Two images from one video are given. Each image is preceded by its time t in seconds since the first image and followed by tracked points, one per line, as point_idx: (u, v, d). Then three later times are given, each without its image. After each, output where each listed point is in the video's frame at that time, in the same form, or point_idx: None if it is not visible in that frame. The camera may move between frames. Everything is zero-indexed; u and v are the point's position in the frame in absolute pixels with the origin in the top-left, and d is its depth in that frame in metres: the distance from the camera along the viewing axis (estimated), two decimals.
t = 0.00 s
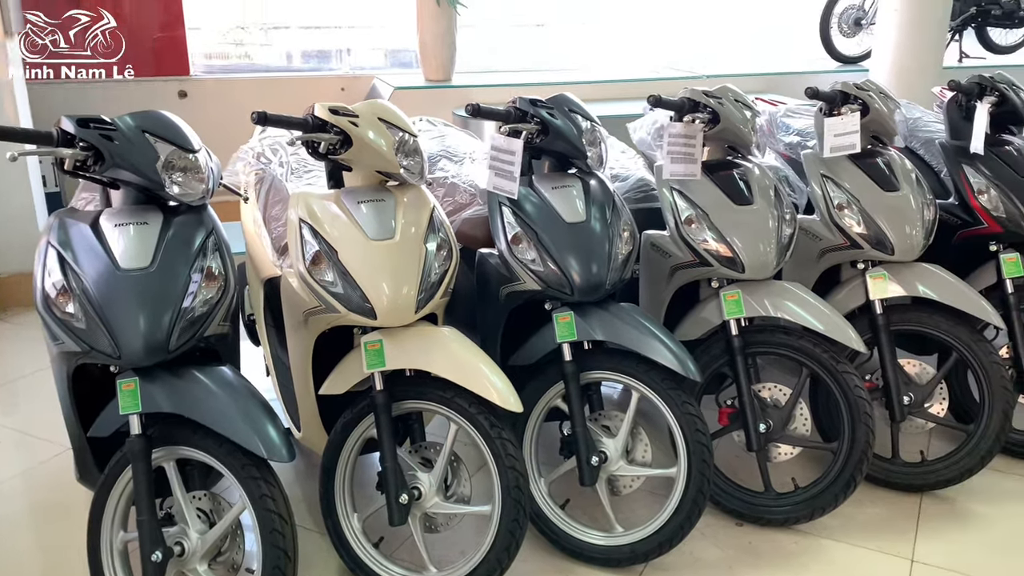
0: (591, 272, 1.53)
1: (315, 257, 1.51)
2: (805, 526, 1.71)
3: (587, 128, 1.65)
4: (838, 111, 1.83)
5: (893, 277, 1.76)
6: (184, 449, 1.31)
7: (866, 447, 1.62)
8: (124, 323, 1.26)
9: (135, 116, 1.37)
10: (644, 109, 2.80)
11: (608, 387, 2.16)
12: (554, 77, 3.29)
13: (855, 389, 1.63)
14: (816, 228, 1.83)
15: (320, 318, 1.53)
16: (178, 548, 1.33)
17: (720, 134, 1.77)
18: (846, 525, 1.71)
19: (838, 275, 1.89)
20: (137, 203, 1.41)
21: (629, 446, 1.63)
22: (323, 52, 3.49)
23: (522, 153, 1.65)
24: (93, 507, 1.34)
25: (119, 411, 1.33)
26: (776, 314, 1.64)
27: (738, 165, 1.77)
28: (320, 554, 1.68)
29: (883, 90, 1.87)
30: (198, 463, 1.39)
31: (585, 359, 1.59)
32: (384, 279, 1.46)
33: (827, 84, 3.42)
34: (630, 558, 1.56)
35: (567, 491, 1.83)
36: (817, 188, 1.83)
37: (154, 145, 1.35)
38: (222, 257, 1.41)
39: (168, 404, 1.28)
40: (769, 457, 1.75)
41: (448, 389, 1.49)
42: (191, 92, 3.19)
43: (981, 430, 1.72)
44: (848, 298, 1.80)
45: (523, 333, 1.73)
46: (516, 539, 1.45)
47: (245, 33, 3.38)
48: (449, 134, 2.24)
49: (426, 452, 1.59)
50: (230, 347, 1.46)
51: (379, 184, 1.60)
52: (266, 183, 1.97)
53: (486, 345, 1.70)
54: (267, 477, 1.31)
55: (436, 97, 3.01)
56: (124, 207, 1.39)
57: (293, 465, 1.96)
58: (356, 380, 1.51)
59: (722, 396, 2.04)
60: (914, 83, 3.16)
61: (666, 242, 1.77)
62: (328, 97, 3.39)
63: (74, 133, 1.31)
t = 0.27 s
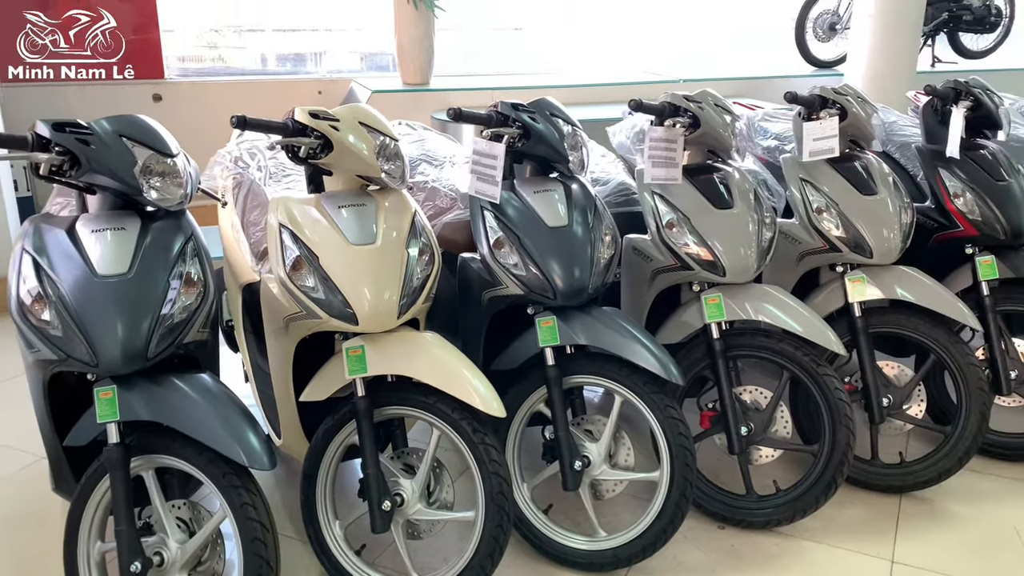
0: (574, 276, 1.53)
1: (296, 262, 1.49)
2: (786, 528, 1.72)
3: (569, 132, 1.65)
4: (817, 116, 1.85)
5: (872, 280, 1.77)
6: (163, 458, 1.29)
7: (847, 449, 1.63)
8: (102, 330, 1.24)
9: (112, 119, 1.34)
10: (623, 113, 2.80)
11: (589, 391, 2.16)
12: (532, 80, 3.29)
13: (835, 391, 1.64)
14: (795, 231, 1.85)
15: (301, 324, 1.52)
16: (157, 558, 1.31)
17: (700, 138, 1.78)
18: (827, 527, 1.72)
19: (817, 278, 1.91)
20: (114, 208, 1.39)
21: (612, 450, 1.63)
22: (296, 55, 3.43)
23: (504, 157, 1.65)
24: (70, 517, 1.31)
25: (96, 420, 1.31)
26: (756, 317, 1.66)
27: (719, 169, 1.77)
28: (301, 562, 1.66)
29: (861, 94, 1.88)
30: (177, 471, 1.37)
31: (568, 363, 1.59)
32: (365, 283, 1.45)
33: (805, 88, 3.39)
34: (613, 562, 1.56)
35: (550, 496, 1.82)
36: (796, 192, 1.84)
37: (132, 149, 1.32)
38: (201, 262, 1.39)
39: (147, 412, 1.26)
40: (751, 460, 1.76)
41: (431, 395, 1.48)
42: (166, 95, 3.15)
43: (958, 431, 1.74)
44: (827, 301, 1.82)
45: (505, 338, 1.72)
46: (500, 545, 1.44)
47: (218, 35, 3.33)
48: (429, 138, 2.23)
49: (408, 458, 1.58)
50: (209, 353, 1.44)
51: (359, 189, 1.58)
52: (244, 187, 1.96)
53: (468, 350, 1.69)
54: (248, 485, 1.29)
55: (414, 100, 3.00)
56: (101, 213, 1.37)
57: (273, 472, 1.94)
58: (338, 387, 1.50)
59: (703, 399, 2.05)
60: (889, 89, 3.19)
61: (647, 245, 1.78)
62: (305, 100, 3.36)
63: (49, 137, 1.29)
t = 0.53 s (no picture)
0: (552, 281, 1.53)
1: (272, 269, 1.48)
2: (764, 530, 1.73)
3: (546, 137, 1.65)
4: (791, 121, 1.88)
5: (845, 283, 1.79)
6: (137, 468, 1.27)
7: (823, 452, 1.64)
8: (75, 339, 1.22)
9: (84, 125, 1.32)
10: (598, 117, 2.80)
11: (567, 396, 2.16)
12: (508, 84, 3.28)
13: (811, 394, 1.66)
14: (770, 235, 1.86)
15: (278, 331, 1.51)
16: (132, 570, 1.29)
17: (677, 143, 1.79)
18: (804, 529, 1.73)
19: (792, 281, 1.93)
20: (87, 215, 1.36)
21: (591, 454, 1.63)
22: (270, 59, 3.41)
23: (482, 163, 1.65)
24: (42, 530, 1.29)
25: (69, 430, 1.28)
26: (732, 320, 1.67)
27: (695, 174, 1.78)
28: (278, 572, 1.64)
29: (834, 100, 1.92)
30: (152, 482, 1.35)
31: (547, 368, 1.59)
32: (342, 289, 1.44)
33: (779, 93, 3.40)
34: (593, 567, 1.57)
35: (530, 501, 1.82)
36: (771, 196, 1.86)
37: (104, 156, 1.30)
38: (176, 270, 1.37)
39: (121, 421, 1.24)
40: (728, 463, 1.77)
41: (409, 402, 1.47)
42: (136, 99, 3.08)
43: (932, 432, 1.76)
44: (801, 304, 1.84)
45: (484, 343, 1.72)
46: (480, 552, 1.44)
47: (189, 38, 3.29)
48: (405, 140, 2.21)
49: (387, 465, 1.57)
50: (185, 362, 1.42)
51: (336, 195, 1.57)
52: (219, 193, 1.92)
53: (446, 356, 1.68)
54: (225, 495, 1.28)
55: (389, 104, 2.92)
56: (72, 220, 1.34)
57: (249, 481, 1.92)
58: (315, 395, 1.49)
59: (681, 403, 2.06)
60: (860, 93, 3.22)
61: (625, 250, 1.78)
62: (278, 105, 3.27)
63: (20, 144, 1.27)
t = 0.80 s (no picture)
0: (526, 286, 1.52)
1: (240, 277, 1.45)
2: (738, 534, 1.73)
3: (519, 142, 1.63)
4: (762, 126, 1.88)
5: (816, 287, 1.81)
6: (103, 481, 1.24)
7: (796, 455, 1.65)
8: (37, 350, 1.19)
9: (46, 131, 1.28)
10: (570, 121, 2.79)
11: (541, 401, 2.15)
12: (480, 88, 3.25)
13: (783, 397, 1.67)
14: (741, 239, 1.87)
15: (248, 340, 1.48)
16: None
17: (648, 148, 1.79)
18: (778, 532, 1.74)
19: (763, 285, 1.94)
20: (49, 223, 1.33)
21: (565, 461, 1.62)
22: (238, 61, 3.34)
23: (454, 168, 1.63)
24: (3, 547, 1.25)
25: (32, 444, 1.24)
26: (704, 324, 1.67)
27: (667, 178, 1.79)
28: None
29: (803, 104, 1.93)
30: (119, 495, 1.32)
31: (521, 374, 1.58)
32: (313, 297, 1.42)
33: (750, 96, 3.40)
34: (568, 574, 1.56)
35: (504, 509, 1.81)
36: (742, 200, 1.87)
37: (67, 162, 1.27)
38: (142, 278, 1.34)
39: (85, 434, 1.21)
40: (702, 467, 1.77)
41: (382, 411, 1.45)
42: (102, 103, 2.94)
43: (902, 434, 1.78)
44: (772, 308, 1.85)
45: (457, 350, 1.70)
46: (455, 562, 1.42)
47: (154, 40, 3.22)
48: (376, 145, 2.18)
49: (360, 475, 1.55)
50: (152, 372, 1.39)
51: (306, 201, 1.55)
52: (185, 199, 1.89)
53: (419, 363, 1.66)
54: (193, 507, 1.25)
55: (359, 108, 2.84)
56: (34, 228, 1.31)
57: (219, 492, 1.88)
58: (286, 404, 1.48)
59: (655, 407, 2.06)
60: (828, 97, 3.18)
61: (598, 255, 1.78)
62: (246, 109, 3.16)
63: None
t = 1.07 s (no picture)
0: (498, 291, 1.51)
1: (207, 284, 1.42)
2: (713, 536, 1.74)
3: (490, 145, 1.61)
4: (731, 127, 1.89)
5: (786, 288, 1.82)
6: (67, 496, 1.21)
7: (768, 456, 1.66)
8: None
9: (7, 137, 1.25)
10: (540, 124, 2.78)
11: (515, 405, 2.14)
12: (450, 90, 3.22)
13: (755, 399, 1.68)
14: (712, 242, 1.87)
15: (216, 349, 1.46)
16: None
17: (620, 151, 1.78)
18: (751, 534, 1.74)
19: (734, 287, 1.95)
20: (8, 230, 1.27)
21: (539, 466, 1.61)
22: (203, 64, 3.28)
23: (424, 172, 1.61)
24: None
25: None
26: (677, 327, 1.67)
27: (638, 181, 1.78)
28: None
29: (771, 107, 1.93)
30: (83, 509, 1.29)
31: (494, 380, 1.57)
32: (282, 304, 1.40)
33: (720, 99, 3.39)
34: None
35: (478, 515, 1.79)
36: (712, 203, 1.86)
37: (26, 170, 1.24)
38: (105, 287, 1.31)
39: (47, 447, 1.18)
40: (676, 469, 1.77)
41: (353, 419, 1.44)
42: (63, 107, 2.86)
43: (873, 433, 1.80)
44: (744, 309, 1.86)
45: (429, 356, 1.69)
46: (429, 571, 1.41)
47: (117, 43, 3.15)
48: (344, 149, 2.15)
49: (331, 484, 1.53)
50: (116, 383, 1.36)
51: (274, 206, 1.53)
52: (150, 205, 1.87)
53: (391, 369, 1.64)
54: (161, 521, 1.22)
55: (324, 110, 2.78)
56: None
57: (187, 503, 1.84)
58: (255, 413, 1.45)
59: (629, 410, 2.06)
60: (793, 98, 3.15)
61: (571, 258, 1.77)
62: (211, 112, 3.10)
63: None
